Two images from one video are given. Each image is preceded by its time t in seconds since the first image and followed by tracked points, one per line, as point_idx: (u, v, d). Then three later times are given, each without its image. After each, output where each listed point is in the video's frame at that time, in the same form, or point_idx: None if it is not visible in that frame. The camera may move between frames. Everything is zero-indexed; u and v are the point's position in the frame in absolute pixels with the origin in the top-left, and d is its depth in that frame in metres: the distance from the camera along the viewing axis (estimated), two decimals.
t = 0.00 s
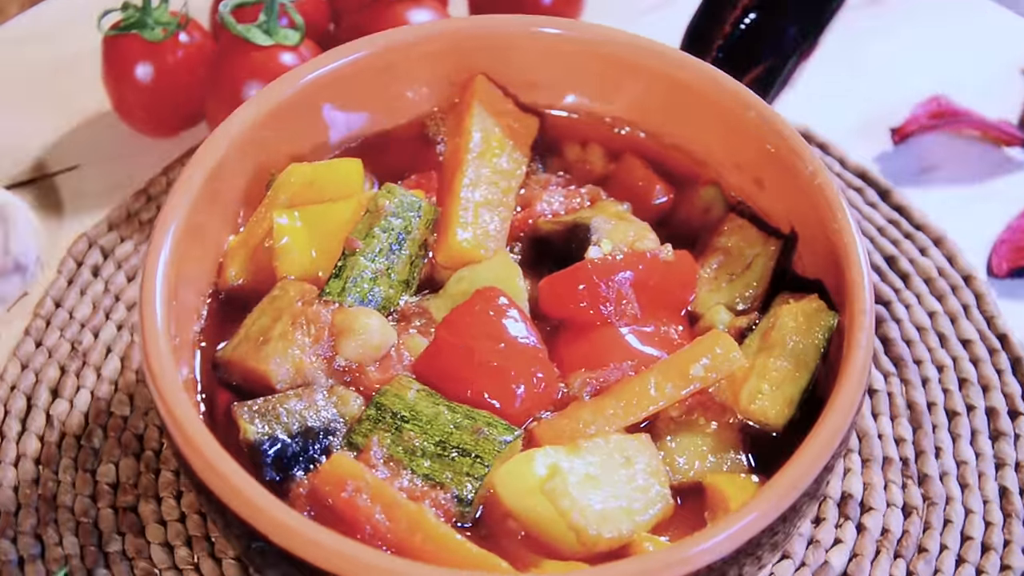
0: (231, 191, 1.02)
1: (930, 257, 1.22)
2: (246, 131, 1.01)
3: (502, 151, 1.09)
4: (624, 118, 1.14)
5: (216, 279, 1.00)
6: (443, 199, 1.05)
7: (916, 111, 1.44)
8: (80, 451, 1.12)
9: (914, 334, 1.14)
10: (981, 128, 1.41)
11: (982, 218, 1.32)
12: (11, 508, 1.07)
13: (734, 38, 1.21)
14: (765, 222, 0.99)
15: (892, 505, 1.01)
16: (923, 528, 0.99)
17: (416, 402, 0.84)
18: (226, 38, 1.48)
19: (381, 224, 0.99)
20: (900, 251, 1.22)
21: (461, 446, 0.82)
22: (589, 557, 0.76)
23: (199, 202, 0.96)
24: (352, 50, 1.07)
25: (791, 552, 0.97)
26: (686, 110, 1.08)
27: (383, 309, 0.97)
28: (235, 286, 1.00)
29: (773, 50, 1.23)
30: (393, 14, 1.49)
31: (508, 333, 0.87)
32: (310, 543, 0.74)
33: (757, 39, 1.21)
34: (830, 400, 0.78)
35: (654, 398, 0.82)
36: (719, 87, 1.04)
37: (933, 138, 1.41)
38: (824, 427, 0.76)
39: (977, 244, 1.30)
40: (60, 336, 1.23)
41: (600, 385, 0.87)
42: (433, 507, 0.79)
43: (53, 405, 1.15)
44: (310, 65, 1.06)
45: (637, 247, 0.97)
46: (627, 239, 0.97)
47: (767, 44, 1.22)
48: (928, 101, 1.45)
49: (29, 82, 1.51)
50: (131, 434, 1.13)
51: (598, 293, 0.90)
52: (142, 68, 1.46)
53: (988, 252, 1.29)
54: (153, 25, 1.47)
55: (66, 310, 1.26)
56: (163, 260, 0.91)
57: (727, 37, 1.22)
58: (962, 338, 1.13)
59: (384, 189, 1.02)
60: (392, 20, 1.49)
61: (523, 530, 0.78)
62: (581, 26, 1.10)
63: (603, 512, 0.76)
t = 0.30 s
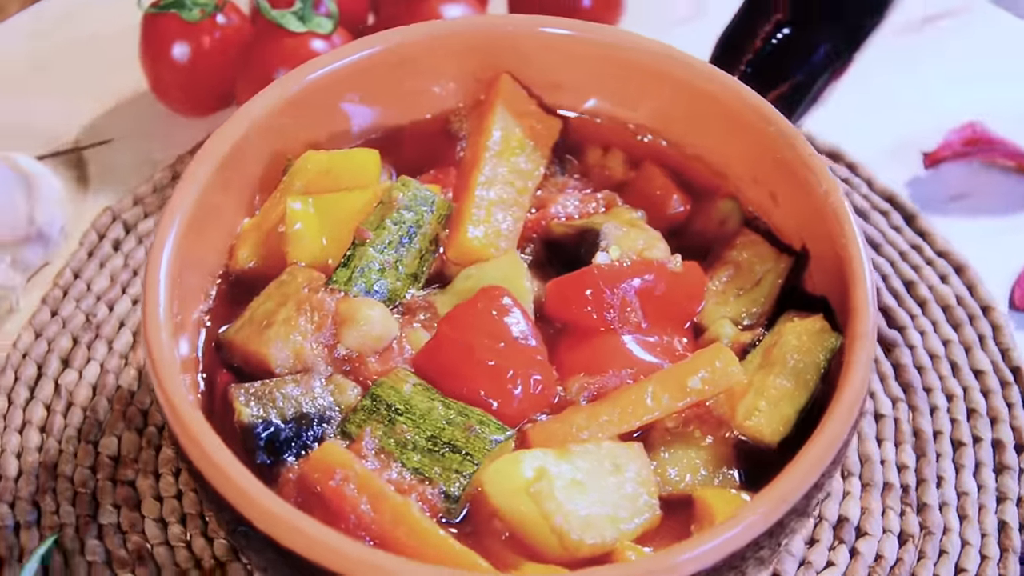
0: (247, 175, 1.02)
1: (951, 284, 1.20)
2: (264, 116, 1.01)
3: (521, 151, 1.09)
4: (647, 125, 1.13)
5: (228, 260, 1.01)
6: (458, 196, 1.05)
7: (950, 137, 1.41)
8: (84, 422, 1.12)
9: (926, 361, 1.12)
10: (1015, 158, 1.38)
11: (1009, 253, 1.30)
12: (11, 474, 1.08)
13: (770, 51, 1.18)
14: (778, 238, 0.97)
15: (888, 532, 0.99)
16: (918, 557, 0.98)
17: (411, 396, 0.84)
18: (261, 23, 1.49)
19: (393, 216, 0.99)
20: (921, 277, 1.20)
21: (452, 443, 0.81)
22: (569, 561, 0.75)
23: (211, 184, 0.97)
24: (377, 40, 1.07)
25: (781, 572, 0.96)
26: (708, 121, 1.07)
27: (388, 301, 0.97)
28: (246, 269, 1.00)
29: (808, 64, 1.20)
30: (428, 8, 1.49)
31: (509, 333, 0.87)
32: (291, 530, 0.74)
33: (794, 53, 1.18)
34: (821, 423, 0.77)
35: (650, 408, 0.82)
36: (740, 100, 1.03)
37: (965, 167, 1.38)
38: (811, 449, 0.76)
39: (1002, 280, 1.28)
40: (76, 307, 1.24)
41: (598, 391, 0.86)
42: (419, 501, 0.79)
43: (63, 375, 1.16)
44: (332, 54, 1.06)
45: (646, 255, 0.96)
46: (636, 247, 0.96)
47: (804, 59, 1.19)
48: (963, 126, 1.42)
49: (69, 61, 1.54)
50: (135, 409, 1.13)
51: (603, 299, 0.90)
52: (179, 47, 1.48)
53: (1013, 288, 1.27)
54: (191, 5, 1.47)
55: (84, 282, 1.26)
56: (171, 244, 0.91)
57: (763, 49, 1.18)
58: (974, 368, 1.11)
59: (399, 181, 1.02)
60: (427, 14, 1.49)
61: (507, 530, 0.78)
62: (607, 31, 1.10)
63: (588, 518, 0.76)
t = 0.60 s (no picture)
0: (261, 161, 1.02)
1: (967, 310, 1.18)
2: (280, 103, 1.02)
3: (538, 152, 1.08)
4: (667, 133, 1.12)
5: (239, 244, 1.01)
6: (471, 193, 1.05)
7: (978, 162, 1.39)
8: (91, 396, 1.14)
9: (935, 387, 1.11)
10: None
11: None
12: (14, 444, 1.09)
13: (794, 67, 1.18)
14: (789, 254, 0.96)
15: (882, 555, 0.99)
16: None
17: (407, 390, 0.84)
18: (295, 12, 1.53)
19: (403, 210, 1.00)
20: (937, 301, 1.18)
21: (444, 439, 0.82)
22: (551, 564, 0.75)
23: (224, 168, 0.97)
24: (399, 34, 1.07)
25: None
26: (724, 131, 1.06)
27: (394, 295, 0.97)
28: (256, 254, 1.01)
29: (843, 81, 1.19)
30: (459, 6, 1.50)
31: (510, 333, 0.87)
32: (272, 516, 0.74)
33: (821, 67, 1.18)
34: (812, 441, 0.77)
35: (645, 416, 0.81)
36: (756, 111, 1.02)
37: (991, 195, 1.36)
38: (800, 466, 0.75)
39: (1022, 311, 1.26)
40: (91, 283, 1.25)
41: (595, 396, 0.86)
42: (407, 495, 0.79)
43: (73, 349, 1.18)
44: (353, 46, 1.06)
45: (653, 263, 0.96)
46: (643, 254, 0.96)
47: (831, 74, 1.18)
48: (993, 152, 1.39)
49: (99, 40, 1.55)
50: (141, 387, 1.14)
51: (607, 304, 0.89)
52: (214, 31, 1.49)
53: None
54: None
55: (102, 259, 1.28)
56: (180, 226, 0.91)
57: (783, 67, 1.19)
58: (983, 397, 1.10)
59: (412, 175, 1.02)
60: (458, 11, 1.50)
61: (494, 529, 0.77)
62: (629, 37, 1.09)
63: (577, 522, 0.75)
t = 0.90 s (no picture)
0: (277, 147, 1.02)
1: (981, 338, 1.16)
2: (300, 91, 1.02)
3: (556, 155, 1.08)
4: (687, 141, 1.11)
5: (252, 229, 1.02)
6: (485, 191, 1.05)
7: (1008, 188, 1.36)
8: (100, 371, 1.15)
9: (941, 414, 1.09)
10: None
11: None
12: (21, 413, 1.11)
13: (822, 81, 1.16)
14: (798, 269, 0.95)
15: None
16: None
17: (403, 383, 0.84)
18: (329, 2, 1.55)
19: (414, 204, 1.00)
20: (951, 327, 1.17)
21: (435, 434, 0.82)
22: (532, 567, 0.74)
23: (238, 154, 0.97)
24: (424, 28, 1.07)
25: None
26: (743, 143, 1.05)
27: (399, 288, 0.98)
28: (269, 240, 1.01)
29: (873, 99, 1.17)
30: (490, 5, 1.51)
31: (509, 332, 0.86)
32: (255, 500, 0.75)
33: (847, 83, 1.16)
34: (800, 462, 0.76)
35: (639, 424, 0.81)
36: (774, 126, 1.00)
37: (1018, 223, 1.34)
38: (786, 483, 0.74)
39: None
40: (110, 258, 1.26)
41: (591, 401, 0.85)
42: (395, 487, 0.80)
43: (85, 323, 1.19)
44: (376, 39, 1.05)
45: (659, 271, 0.95)
46: (649, 263, 0.95)
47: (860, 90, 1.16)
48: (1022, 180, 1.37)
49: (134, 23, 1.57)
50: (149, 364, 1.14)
51: (611, 311, 0.89)
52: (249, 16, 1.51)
53: None
54: None
55: (122, 235, 1.29)
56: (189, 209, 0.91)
57: (813, 77, 1.16)
58: (990, 427, 1.08)
59: (426, 169, 1.02)
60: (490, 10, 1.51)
61: (478, 528, 0.77)
62: (652, 42, 1.08)
63: (563, 526, 0.75)
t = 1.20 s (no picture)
0: (292, 137, 1.03)
1: (993, 366, 1.14)
2: (317, 82, 1.02)
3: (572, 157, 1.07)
4: (704, 152, 1.10)
5: (263, 216, 1.02)
6: (498, 190, 1.05)
7: None
8: (110, 349, 1.16)
9: (946, 439, 1.08)
10: None
11: None
12: (29, 386, 1.13)
13: (841, 100, 1.14)
14: (805, 284, 0.94)
15: None
16: None
17: (400, 377, 0.84)
18: None
19: (425, 199, 1.00)
20: (963, 353, 1.15)
21: (427, 430, 0.82)
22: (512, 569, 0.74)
23: (252, 142, 0.98)
24: (446, 25, 1.07)
25: None
26: (758, 156, 1.04)
27: (405, 282, 0.98)
28: (280, 227, 1.01)
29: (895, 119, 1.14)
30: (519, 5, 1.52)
31: (509, 333, 0.86)
32: (238, 486, 0.76)
33: (865, 102, 1.14)
34: (792, 472, 0.76)
35: (634, 431, 0.81)
36: (789, 139, 1.00)
37: None
38: (772, 498, 0.74)
39: None
40: (128, 237, 1.27)
41: (587, 405, 0.85)
42: (384, 480, 0.80)
43: (99, 300, 1.20)
44: (402, 31, 1.06)
45: (664, 280, 0.95)
46: (655, 270, 0.94)
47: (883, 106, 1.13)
48: None
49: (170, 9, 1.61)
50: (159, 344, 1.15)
51: (614, 316, 0.89)
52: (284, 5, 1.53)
53: None
54: None
55: (141, 214, 1.30)
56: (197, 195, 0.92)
57: (833, 95, 1.14)
58: (995, 455, 1.06)
59: (439, 166, 1.03)
60: (518, 9, 1.52)
61: (464, 528, 0.77)
62: (674, 49, 1.07)
63: (549, 529, 0.75)
